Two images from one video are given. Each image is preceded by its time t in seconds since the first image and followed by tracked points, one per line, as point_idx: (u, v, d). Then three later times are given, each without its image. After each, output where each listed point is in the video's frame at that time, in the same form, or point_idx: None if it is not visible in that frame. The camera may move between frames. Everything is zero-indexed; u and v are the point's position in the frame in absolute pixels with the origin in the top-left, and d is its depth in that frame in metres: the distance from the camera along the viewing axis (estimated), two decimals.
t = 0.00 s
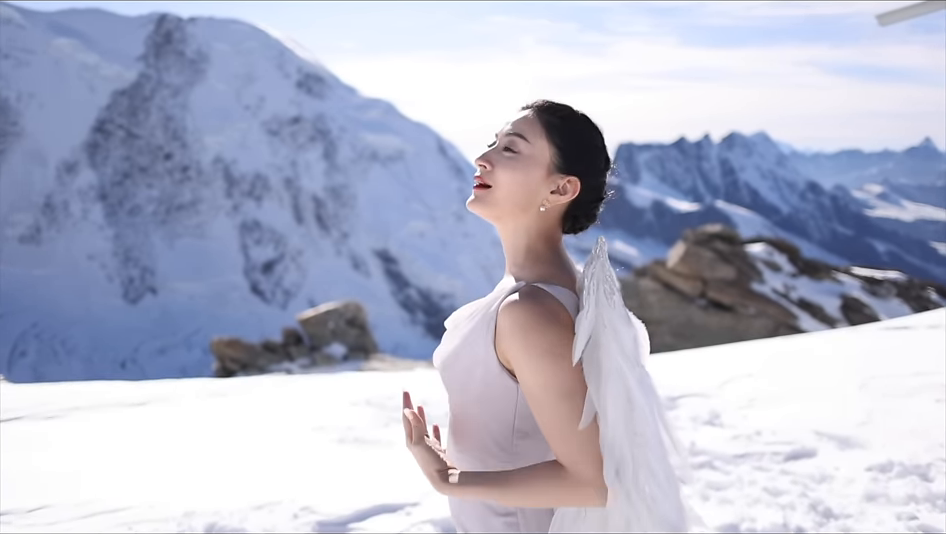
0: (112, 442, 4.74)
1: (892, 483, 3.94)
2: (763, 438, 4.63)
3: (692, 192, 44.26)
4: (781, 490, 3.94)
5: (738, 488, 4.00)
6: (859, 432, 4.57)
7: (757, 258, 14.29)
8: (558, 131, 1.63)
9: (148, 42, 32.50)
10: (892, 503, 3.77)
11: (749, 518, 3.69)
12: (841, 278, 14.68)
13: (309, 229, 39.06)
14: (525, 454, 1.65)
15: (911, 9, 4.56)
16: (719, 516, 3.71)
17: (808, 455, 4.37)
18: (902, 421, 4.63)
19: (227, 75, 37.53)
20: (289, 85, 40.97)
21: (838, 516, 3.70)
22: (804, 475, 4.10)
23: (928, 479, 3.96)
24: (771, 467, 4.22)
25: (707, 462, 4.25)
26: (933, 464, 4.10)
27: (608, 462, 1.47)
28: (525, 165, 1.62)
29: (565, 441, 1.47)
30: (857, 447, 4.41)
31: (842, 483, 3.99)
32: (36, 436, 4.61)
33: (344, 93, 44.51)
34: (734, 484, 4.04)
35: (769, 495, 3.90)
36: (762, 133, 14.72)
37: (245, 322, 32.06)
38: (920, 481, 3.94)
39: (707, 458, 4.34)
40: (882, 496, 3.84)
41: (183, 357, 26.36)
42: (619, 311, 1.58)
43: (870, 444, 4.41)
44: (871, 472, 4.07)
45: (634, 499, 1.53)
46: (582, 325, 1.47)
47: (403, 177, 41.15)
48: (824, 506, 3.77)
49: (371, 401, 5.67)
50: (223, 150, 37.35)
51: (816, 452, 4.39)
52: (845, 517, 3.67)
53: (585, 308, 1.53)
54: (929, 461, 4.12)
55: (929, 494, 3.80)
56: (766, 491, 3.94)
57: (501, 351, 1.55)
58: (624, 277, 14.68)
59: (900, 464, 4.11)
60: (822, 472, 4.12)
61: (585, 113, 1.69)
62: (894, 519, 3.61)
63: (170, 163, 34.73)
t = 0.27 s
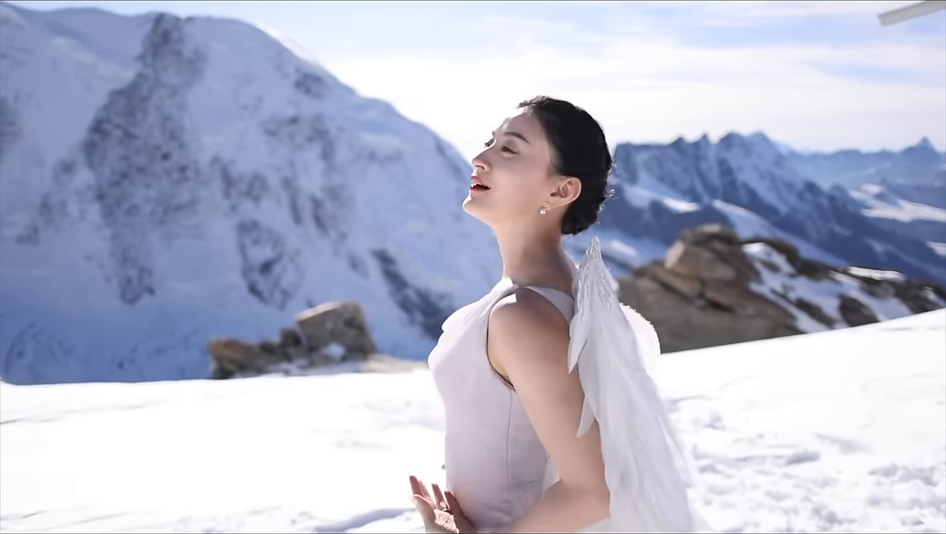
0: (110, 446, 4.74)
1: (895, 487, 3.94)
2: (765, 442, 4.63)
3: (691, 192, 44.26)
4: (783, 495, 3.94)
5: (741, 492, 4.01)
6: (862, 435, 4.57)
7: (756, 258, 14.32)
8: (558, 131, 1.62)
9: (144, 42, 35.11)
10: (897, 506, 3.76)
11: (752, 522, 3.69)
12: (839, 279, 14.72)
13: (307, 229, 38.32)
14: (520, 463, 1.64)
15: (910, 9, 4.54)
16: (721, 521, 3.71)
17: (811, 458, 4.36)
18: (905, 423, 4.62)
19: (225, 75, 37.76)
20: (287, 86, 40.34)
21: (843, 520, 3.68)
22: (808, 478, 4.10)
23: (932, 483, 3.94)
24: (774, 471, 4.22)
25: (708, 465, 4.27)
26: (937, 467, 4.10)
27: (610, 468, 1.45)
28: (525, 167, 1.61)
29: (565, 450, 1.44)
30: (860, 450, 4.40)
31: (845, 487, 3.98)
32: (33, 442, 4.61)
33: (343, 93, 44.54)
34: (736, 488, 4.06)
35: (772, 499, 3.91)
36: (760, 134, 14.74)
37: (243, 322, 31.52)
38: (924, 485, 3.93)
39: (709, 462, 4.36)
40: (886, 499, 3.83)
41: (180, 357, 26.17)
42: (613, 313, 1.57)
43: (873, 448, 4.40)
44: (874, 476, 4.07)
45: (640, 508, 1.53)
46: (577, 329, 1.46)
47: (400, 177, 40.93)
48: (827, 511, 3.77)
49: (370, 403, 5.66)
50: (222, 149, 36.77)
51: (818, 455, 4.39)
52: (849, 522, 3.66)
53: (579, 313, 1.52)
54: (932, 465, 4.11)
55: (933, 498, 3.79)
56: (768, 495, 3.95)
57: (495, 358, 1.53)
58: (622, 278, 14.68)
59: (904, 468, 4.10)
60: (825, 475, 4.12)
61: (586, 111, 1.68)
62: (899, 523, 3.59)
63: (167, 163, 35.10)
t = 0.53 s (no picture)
0: (108, 449, 4.73)
1: (900, 492, 3.93)
2: (768, 445, 4.63)
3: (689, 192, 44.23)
4: (787, 498, 3.95)
5: (744, 496, 4.01)
6: (866, 438, 4.56)
7: (754, 258, 14.35)
8: (562, 132, 1.61)
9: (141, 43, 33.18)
10: (903, 511, 3.75)
11: (756, 527, 3.70)
12: (838, 279, 14.75)
13: (305, 229, 38.22)
14: (511, 469, 1.64)
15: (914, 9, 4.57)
16: (725, 526, 3.71)
17: (814, 461, 4.36)
18: (907, 425, 4.62)
19: (223, 75, 37.68)
20: (285, 86, 40.24)
21: (847, 525, 3.68)
22: (811, 482, 4.10)
23: (936, 486, 3.95)
24: (777, 474, 4.22)
25: (711, 469, 4.27)
26: (941, 471, 4.09)
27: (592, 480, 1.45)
28: (525, 169, 1.61)
29: (545, 460, 1.44)
30: (863, 453, 4.40)
31: (850, 491, 3.98)
32: (32, 445, 4.59)
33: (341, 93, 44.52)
34: (740, 492, 4.05)
35: (776, 503, 3.91)
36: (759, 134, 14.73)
37: (241, 322, 31.60)
38: (929, 488, 3.93)
39: (712, 466, 4.36)
40: (891, 503, 3.82)
41: (178, 357, 26.16)
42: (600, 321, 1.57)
43: (876, 451, 4.40)
44: (878, 479, 4.07)
45: (627, 517, 1.50)
46: (562, 337, 1.45)
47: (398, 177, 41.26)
48: (832, 515, 3.76)
49: (370, 406, 5.66)
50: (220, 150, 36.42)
51: (822, 458, 4.39)
52: (853, 526, 3.65)
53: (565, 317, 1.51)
54: (937, 468, 4.11)
55: (937, 502, 3.79)
56: (772, 499, 3.95)
57: (483, 364, 1.53)
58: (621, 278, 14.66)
59: (909, 471, 4.10)
60: (829, 479, 4.12)
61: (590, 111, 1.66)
62: (903, 527, 3.60)
63: (165, 163, 34.52)
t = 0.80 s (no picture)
0: (107, 452, 4.73)
1: (906, 496, 3.92)
2: (770, 448, 4.63)
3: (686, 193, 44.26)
4: (792, 503, 3.95)
5: (748, 500, 4.02)
6: (869, 441, 4.56)
7: (753, 258, 14.41)
8: (565, 137, 1.60)
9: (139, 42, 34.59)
10: (909, 515, 3.75)
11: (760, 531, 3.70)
12: (836, 279, 14.78)
13: (303, 230, 38.04)
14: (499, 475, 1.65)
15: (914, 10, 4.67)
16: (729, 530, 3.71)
17: (818, 465, 4.37)
18: (911, 428, 4.62)
19: (220, 75, 37.64)
20: (283, 86, 40.34)
21: (853, 530, 3.68)
22: (815, 486, 4.11)
23: (942, 491, 3.94)
24: (781, 478, 4.23)
25: (714, 473, 4.27)
26: None
27: (548, 479, 1.45)
28: (525, 177, 1.60)
29: (502, 460, 1.47)
30: (867, 456, 4.41)
31: (854, 495, 3.99)
32: (30, 448, 4.58)
33: (338, 93, 44.55)
34: (743, 496, 4.06)
35: (780, 508, 3.91)
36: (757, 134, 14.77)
37: (238, 323, 31.37)
38: (934, 492, 3.93)
39: (715, 469, 4.37)
40: (897, 508, 3.82)
41: (175, 357, 26.26)
42: (573, 327, 1.53)
43: (880, 454, 4.40)
44: (883, 483, 4.07)
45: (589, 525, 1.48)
46: (527, 339, 1.47)
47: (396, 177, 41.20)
48: (838, 519, 3.76)
49: (369, 408, 5.65)
50: (217, 150, 36.45)
51: (825, 462, 4.39)
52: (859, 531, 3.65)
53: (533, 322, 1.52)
54: (942, 472, 4.10)
55: (943, 506, 3.79)
56: (776, 504, 3.95)
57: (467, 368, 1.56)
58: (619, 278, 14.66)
59: (913, 475, 4.10)
60: (832, 483, 4.12)
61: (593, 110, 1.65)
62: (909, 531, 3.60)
63: (162, 163, 34.36)
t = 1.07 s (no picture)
0: (105, 457, 4.69)
1: (912, 501, 3.95)
2: (775, 452, 4.63)
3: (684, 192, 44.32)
4: (797, 508, 3.97)
5: (753, 507, 4.03)
6: (873, 445, 4.55)
7: (751, 259, 14.45)
8: (568, 149, 1.77)
9: None
10: (914, 522, 3.77)
11: None
12: (834, 279, 14.84)
13: (300, 229, 38.46)
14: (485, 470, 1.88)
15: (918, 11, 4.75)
16: None
17: (822, 470, 4.37)
18: (915, 431, 4.62)
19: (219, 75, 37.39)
20: (281, 86, 40.35)
21: None
22: (819, 491, 4.13)
23: None
24: (785, 483, 4.24)
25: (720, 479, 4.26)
26: None
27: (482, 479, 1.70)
28: (529, 193, 1.77)
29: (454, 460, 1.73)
30: (871, 461, 4.40)
31: (858, 500, 4.01)
32: (27, 454, 4.54)
33: (335, 93, 44.47)
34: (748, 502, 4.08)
35: (785, 514, 3.93)
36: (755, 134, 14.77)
37: (235, 324, 32.85)
38: (939, 497, 3.95)
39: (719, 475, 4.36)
40: (902, 513, 3.85)
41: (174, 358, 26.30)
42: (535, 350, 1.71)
43: (884, 458, 4.40)
44: (887, 489, 4.08)
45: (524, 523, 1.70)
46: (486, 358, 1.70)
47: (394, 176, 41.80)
48: (842, 525, 3.79)
49: (369, 411, 5.64)
50: (214, 149, 36.02)
51: (830, 467, 4.39)
52: None
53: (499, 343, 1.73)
54: None
55: None
56: (782, 510, 3.97)
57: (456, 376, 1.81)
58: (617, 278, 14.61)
59: (917, 479, 4.12)
60: (837, 488, 4.14)
61: (600, 116, 1.81)
62: None
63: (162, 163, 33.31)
